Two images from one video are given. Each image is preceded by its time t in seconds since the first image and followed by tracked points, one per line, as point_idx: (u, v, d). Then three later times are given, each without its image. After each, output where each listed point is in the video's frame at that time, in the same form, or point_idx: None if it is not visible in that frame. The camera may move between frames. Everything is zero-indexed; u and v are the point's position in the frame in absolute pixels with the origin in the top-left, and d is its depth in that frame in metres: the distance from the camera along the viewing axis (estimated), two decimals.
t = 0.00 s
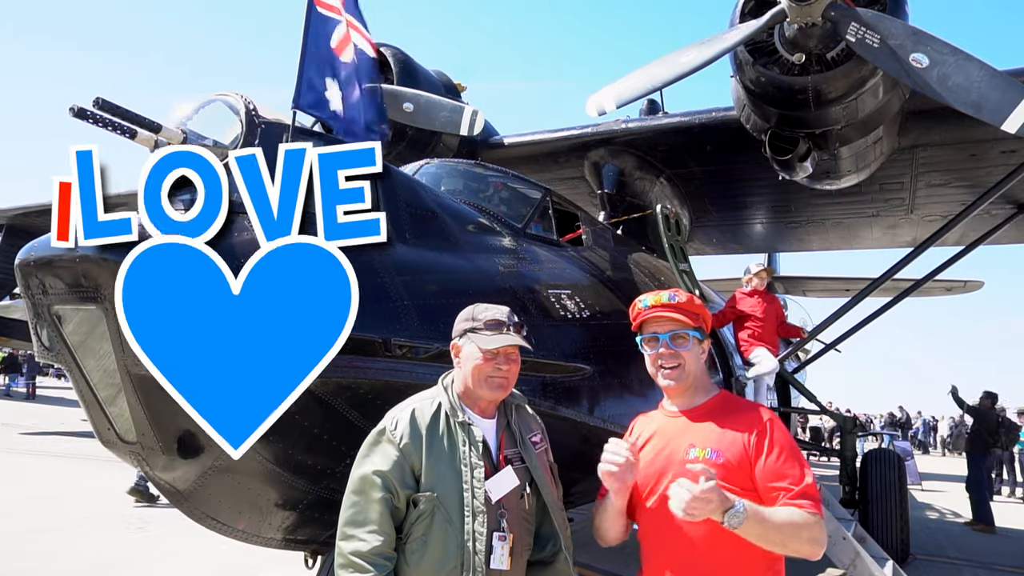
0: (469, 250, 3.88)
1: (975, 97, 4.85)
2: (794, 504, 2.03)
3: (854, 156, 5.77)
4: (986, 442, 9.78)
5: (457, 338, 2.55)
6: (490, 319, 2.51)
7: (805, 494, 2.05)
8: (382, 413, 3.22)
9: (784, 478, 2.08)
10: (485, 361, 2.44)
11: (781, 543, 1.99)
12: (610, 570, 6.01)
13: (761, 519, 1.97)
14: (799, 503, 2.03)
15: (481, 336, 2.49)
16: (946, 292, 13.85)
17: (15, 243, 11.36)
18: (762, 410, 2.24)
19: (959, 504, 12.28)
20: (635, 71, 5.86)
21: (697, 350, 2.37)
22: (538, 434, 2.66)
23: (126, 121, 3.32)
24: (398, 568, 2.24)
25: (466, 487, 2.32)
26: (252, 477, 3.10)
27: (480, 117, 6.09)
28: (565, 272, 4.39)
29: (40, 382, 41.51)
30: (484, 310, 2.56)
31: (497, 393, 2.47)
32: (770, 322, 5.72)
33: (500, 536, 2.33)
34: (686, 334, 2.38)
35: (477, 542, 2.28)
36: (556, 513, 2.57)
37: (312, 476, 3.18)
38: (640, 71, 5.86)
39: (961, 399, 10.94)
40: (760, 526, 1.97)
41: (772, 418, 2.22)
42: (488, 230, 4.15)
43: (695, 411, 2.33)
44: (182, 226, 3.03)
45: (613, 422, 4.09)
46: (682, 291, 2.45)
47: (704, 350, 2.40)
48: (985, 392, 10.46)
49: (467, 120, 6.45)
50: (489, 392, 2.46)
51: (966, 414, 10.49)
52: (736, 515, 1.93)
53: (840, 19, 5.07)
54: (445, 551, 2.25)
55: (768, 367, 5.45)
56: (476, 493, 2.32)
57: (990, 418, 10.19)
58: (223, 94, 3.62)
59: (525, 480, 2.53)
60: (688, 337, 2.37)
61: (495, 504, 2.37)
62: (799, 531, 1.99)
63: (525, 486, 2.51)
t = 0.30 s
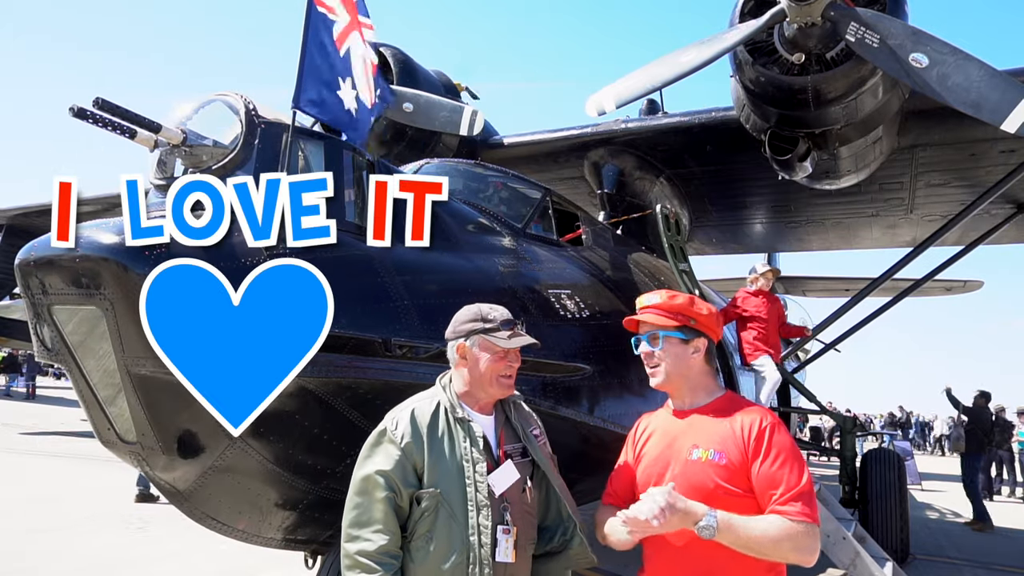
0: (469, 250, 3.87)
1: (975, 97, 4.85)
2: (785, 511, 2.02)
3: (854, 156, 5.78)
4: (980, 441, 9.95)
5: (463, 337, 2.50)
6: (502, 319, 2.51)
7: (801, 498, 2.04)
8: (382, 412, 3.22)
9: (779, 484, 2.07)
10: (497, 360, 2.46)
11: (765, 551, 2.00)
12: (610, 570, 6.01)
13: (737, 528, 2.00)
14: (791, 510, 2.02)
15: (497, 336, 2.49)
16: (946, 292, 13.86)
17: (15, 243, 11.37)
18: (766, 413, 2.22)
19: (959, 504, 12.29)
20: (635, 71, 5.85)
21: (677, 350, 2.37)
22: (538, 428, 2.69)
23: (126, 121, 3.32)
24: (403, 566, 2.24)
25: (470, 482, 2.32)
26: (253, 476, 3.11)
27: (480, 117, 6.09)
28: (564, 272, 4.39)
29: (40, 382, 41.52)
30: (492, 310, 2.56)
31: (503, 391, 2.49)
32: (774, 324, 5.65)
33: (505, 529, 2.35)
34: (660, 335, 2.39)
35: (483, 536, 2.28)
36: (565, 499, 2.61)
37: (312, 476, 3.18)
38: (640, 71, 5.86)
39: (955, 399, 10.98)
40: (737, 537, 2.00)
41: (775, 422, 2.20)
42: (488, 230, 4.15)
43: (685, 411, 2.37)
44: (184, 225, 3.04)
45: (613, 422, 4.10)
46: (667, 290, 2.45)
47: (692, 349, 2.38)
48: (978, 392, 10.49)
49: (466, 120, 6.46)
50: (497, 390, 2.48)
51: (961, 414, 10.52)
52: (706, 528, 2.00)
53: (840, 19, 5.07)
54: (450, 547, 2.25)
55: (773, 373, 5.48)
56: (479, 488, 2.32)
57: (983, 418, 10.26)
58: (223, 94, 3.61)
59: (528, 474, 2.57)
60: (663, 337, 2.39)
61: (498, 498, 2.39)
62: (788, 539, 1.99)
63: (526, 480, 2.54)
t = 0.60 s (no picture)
0: (469, 250, 3.87)
1: (975, 97, 4.84)
2: (786, 512, 2.02)
3: (854, 156, 5.78)
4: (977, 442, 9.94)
5: (461, 338, 2.50)
6: (499, 319, 2.51)
7: (802, 498, 2.04)
8: (383, 412, 3.23)
9: (780, 485, 2.07)
10: (496, 359, 2.46)
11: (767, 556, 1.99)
12: (610, 570, 6.01)
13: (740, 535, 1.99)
14: (793, 511, 2.02)
15: (494, 335, 2.49)
16: (946, 292, 13.87)
17: (15, 243, 11.37)
18: (765, 413, 2.22)
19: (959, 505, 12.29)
20: (635, 71, 5.85)
21: (679, 349, 2.37)
22: (536, 426, 2.71)
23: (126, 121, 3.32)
24: (411, 565, 2.24)
25: (475, 479, 2.32)
26: (253, 476, 3.11)
27: (480, 117, 6.08)
28: (564, 272, 4.39)
29: (41, 382, 41.54)
30: (489, 310, 2.56)
31: (503, 390, 2.49)
32: (773, 325, 5.62)
33: (510, 525, 2.36)
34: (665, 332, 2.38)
35: (490, 531, 2.29)
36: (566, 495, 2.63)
37: (312, 476, 3.18)
38: (640, 71, 5.86)
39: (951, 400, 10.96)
40: (740, 545, 1.99)
41: (774, 422, 2.20)
42: (489, 230, 4.15)
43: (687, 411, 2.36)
44: (185, 225, 3.04)
45: (613, 422, 4.09)
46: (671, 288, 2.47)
47: (696, 349, 2.38)
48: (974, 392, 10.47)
49: (467, 119, 6.46)
50: (497, 389, 2.48)
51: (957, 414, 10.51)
52: (710, 541, 1.99)
53: (840, 19, 5.07)
54: (458, 545, 2.25)
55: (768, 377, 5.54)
56: (485, 485, 2.32)
57: (980, 417, 10.05)
58: (223, 94, 3.61)
59: (529, 471, 2.57)
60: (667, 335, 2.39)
61: (502, 494, 2.39)
62: (790, 541, 1.99)
63: (528, 477, 2.55)
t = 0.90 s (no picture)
0: (469, 250, 3.88)
1: (975, 97, 4.84)
2: (789, 498, 2.02)
3: (854, 156, 5.78)
4: (969, 442, 9.98)
5: (459, 339, 2.50)
6: (497, 319, 2.51)
7: (803, 490, 2.05)
8: (382, 412, 3.23)
9: (781, 476, 2.07)
10: (494, 359, 2.46)
11: (782, 538, 1.95)
12: (610, 570, 6.00)
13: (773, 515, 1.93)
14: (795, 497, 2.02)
15: (492, 336, 2.49)
16: (946, 293, 13.87)
17: (15, 243, 11.36)
18: (764, 408, 2.24)
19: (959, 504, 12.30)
20: (635, 71, 5.85)
21: (694, 346, 2.38)
22: (535, 428, 2.70)
23: (126, 121, 3.32)
24: (408, 564, 2.24)
25: (473, 482, 2.32)
26: (253, 476, 3.11)
27: (480, 116, 6.08)
28: (564, 272, 4.39)
29: (41, 382, 41.56)
30: (487, 310, 2.56)
31: (503, 389, 2.48)
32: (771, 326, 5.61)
33: (506, 527, 2.36)
34: (681, 330, 2.39)
35: (487, 534, 2.29)
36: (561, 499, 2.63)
37: (312, 476, 3.18)
38: (640, 71, 5.86)
39: (944, 399, 10.96)
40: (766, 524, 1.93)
41: (773, 417, 2.22)
42: (489, 230, 4.15)
43: (697, 411, 2.32)
44: (185, 225, 3.04)
45: (613, 422, 4.10)
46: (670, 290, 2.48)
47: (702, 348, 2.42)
48: (966, 391, 10.46)
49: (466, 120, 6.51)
50: (496, 390, 2.47)
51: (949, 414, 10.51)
52: (754, 512, 1.88)
53: (840, 19, 5.07)
54: (454, 546, 2.25)
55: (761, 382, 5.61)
56: (483, 488, 2.32)
57: (973, 417, 10.01)
58: (223, 94, 3.61)
59: (527, 473, 2.57)
60: (683, 333, 2.39)
61: (500, 496, 2.39)
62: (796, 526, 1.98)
63: (526, 478, 2.54)
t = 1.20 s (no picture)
0: (469, 250, 3.88)
1: (975, 97, 4.84)
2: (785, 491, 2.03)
3: (854, 156, 5.78)
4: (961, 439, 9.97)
5: (460, 338, 2.50)
6: (497, 318, 2.51)
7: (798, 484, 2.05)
8: (383, 412, 3.23)
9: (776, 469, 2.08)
10: (493, 359, 2.46)
11: (780, 526, 1.95)
12: (610, 571, 6.00)
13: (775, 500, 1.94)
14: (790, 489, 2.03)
15: (491, 334, 2.48)
16: (946, 293, 13.87)
17: (15, 243, 11.37)
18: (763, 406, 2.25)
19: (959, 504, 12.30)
20: (635, 71, 5.86)
21: (690, 347, 2.38)
22: (535, 429, 2.70)
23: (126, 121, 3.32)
24: (402, 563, 2.23)
25: (469, 481, 2.32)
26: (253, 476, 3.11)
27: (479, 116, 6.07)
28: (565, 272, 4.40)
29: (42, 382, 41.55)
30: (487, 310, 2.56)
31: (502, 390, 2.48)
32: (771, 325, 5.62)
33: (502, 527, 2.36)
34: (677, 331, 2.38)
35: (481, 533, 2.28)
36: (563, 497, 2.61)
37: (312, 476, 3.18)
38: (640, 71, 5.86)
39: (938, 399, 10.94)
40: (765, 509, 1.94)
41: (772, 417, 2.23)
42: (488, 230, 4.15)
43: (693, 411, 2.33)
44: (184, 225, 3.04)
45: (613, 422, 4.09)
46: (667, 290, 2.47)
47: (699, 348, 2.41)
48: (960, 391, 10.46)
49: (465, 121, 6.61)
50: (495, 389, 2.47)
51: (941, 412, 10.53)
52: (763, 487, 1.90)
53: (840, 19, 5.07)
54: (449, 544, 2.25)
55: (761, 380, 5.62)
56: (480, 487, 2.32)
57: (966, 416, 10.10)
58: (223, 94, 3.62)
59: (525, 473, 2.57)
60: (679, 334, 2.38)
61: (496, 496, 2.38)
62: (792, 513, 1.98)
63: (523, 479, 2.54)
